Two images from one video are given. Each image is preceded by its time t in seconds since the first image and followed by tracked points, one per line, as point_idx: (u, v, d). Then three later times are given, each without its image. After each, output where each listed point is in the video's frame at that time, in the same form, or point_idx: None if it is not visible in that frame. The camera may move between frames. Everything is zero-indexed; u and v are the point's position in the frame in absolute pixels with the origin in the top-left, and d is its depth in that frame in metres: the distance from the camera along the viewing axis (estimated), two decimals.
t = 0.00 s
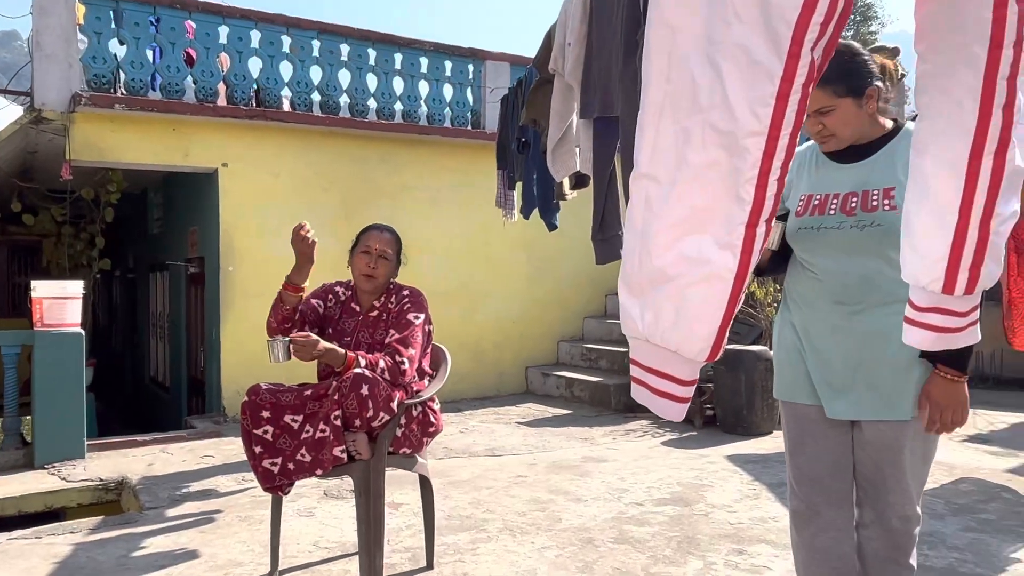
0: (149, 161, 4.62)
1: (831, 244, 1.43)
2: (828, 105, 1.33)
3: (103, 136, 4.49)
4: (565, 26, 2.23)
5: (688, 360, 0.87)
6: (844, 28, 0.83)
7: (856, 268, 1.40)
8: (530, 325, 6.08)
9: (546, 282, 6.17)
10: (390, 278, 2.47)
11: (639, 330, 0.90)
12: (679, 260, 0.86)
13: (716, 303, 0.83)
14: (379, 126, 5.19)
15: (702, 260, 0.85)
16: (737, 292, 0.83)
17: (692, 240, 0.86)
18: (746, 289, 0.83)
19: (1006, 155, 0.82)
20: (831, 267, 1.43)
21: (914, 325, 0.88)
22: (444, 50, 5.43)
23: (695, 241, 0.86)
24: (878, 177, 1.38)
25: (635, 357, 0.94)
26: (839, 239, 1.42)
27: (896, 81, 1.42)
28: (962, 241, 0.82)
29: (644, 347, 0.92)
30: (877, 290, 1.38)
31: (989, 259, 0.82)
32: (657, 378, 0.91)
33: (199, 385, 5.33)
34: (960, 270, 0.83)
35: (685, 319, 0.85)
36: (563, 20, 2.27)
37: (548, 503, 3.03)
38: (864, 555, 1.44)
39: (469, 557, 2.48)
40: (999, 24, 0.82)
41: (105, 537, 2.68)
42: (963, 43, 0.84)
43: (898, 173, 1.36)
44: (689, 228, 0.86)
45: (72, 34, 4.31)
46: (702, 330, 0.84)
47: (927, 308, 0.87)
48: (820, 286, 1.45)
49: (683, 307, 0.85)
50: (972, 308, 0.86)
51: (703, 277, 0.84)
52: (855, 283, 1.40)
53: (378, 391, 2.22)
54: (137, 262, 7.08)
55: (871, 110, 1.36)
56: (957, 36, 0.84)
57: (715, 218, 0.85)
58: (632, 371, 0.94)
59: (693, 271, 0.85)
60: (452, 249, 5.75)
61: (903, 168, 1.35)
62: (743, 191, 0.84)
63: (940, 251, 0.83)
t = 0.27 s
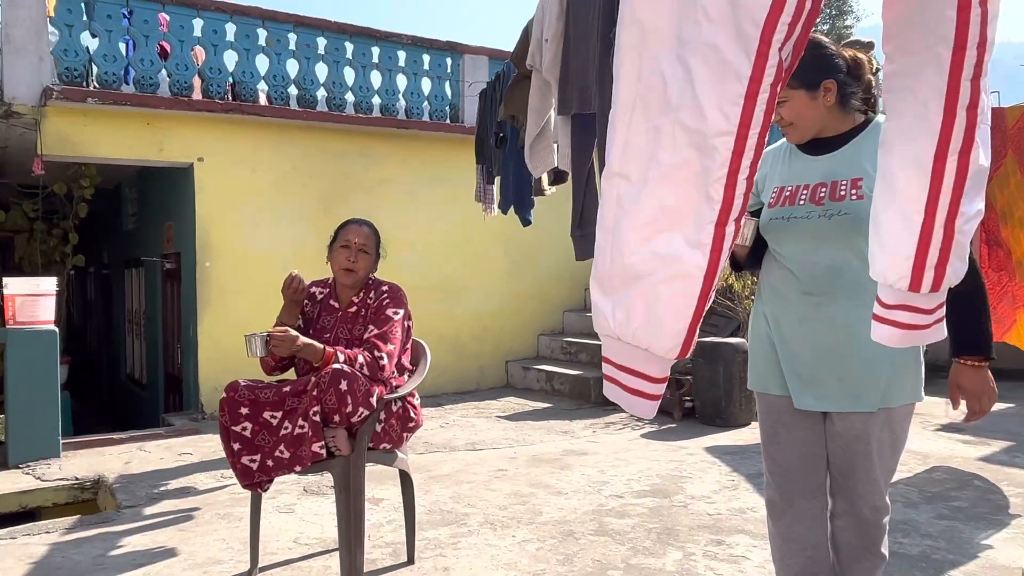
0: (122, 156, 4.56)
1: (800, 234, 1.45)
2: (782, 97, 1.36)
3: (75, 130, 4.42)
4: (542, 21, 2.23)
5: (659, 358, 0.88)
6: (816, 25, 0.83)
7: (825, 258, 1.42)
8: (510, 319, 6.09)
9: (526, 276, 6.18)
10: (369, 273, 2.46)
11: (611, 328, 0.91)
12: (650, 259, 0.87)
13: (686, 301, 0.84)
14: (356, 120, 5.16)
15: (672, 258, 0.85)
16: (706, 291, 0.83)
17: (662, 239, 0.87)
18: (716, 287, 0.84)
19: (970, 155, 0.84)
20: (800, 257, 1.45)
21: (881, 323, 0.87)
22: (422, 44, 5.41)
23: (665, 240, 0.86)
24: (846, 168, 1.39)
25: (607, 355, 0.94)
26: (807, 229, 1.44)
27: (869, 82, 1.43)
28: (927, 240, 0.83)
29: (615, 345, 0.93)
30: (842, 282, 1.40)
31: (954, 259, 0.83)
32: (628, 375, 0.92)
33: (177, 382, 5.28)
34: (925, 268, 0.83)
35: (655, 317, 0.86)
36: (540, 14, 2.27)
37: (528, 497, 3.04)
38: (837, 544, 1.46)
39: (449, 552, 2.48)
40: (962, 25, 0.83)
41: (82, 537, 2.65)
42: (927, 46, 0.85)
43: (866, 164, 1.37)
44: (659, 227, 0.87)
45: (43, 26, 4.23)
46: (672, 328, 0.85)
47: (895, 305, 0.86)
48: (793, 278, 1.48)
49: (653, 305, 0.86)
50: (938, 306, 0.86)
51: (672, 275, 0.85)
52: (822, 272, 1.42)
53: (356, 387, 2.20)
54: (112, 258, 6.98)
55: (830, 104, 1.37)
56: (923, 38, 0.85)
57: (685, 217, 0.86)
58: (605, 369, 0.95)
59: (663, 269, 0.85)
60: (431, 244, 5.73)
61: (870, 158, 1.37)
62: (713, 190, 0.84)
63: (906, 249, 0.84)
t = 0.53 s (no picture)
0: (103, 149, 4.51)
1: (786, 228, 1.46)
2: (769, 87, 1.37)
3: (55, 124, 4.36)
4: (528, 13, 2.23)
5: (645, 348, 0.89)
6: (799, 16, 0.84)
7: (809, 250, 1.43)
8: (496, 313, 6.09)
9: (511, 270, 6.18)
10: (355, 267, 2.46)
11: (596, 317, 0.91)
12: (635, 248, 0.87)
13: (670, 289, 0.85)
14: (340, 114, 5.13)
15: (657, 247, 0.86)
16: (691, 279, 0.84)
17: (647, 228, 0.87)
18: (700, 277, 0.84)
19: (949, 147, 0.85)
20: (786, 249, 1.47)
21: (861, 312, 0.90)
22: (406, 36, 5.38)
23: (650, 229, 0.87)
24: (832, 161, 1.41)
25: (592, 344, 0.95)
26: (792, 222, 1.45)
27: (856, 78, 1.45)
28: (909, 229, 0.85)
29: (600, 334, 0.93)
30: (828, 274, 1.42)
31: (933, 250, 0.85)
32: (612, 364, 0.93)
33: (160, 377, 5.24)
34: (905, 258, 0.85)
35: (640, 306, 0.87)
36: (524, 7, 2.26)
37: (515, 489, 3.06)
38: (822, 538, 1.48)
39: (437, 544, 2.49)
40: (945, 17, 0.84)
41: (67, 534, 2.64)
42: (910, 36, 0.86)
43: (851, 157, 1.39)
44: (645, 217, 0.88)
45: (21, 19, 4.16)
46: (657, 316, 0.86)
47: (874, 295, 0.89)
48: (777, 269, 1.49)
49: (638, 293, 0.87)
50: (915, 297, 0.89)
51: (657, 264, 0.86)
52: (806, 265, 1.44)
53: (344, 381, 2.20)
54: (94, 253, 6.91)
55: (817, 95, 1.39)
56: (907, 28, 0.86)
57: (670, 206, 0.86)
58: (590, 359, 0.96)
59: (648, 258, 0.86)
60: (416, 237, 5.72)
61: (855, 152, 1.39)
62: (697, 180, 0.85)
63: (887, 240, 0.86)
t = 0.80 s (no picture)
0: (87, 141, 4.46)
1: (779, 222, 1.48)
2: (767, 75, 1.37)
3: (38, 115, 4.32)
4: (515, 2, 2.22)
5: (636, 335, 0.90)
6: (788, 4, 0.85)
7: (803, 246, 1.46)
8: (485, 304, 6.10)
9: (499, 260, 6.19)
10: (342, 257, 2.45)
11: (588, 304, 0.93)
12: (627, 235, 0.88)
13: (662, 276, 0.86)
14: (326, 104, 5.10)
15: (649, 233, 0.87)
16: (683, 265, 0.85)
17: (639, 215, 0.88)
18: (691, 264, 0.86)
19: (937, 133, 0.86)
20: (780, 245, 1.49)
21: (850, 297, 0.93)
22: (392, 26, 5.35)
23: (641, 216, 0.88)
24: (825, 155, 1.41)
25: (583, 331, 0.96)
26: (785, 218, 1.47)
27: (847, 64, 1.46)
28: (897, 216, 0.87)
29: (591, 321, 0.95)
30: (822, 267, 1.45)
31: (921, 236, 0.87)
32: (603, 351, 0.94)
33: (147, 370, 5.21)
34: (893, 244, 0.87)
35: (632, 292, 0.88)
36: None
37: (503, 478, 3.07)
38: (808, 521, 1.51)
39: (426, 534, 2.50)
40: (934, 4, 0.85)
41: (55, 526, 2.63)
42: (899, 24, 0.87)
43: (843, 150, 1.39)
44: (637, 203, 0.89)
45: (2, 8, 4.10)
46: (648, 303, 0.87)
47: (862, 280, 0.92)
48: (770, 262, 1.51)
49: (630, 280, 0.88)
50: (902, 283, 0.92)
51: (649, 251, 0.87)
52: (801, 260, 1.46)
53: (333, 372, 2.20)
54: (78, 245, 6.85)
55: (813, 85, 1.39)
56: (895, 15, 0.87)
57: (661, 193, 0.87)
58: (581, 345, 0.97)
59: (640, 244, 0.87)
60: (403, 229, 5.71)
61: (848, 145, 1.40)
62: (689, 167, 0.86)
63: (876, 227, 0.88)
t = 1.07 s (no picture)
0: (70, 129, 4.41)
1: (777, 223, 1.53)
2: (798, 78, 1.38)
3: (19, 103, 4.26)
4: None
5: (629, 323, 0.90)
6: None
7: (803, 247, 1.52)
8: (473, 293, 6.10)
9: (487, 250, 6.18)
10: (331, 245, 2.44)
11: (580, 292, 0.92)
12: (620, 223, 0.89)
13: (655, 264, 0.87)
14: (313, 93, 5.07)
15: (641, 222, 0.88)
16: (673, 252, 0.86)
17: (630, 201, 0.89)
18: (684, 251, 0.86)
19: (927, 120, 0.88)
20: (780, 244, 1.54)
21: (844, 284, 0.96)
22: (379, 14, 5.31)
23: (634, 205, 0.88)
24: (822, 157, 1.47)
25: (575, 320, 0.96)
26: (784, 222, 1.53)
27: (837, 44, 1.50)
28: (889, 204, 0.89)
29: (584, 310, 0.94)
30: (820, 264, 1.52)
31: (910, 224, 0.90)
32: (596, 340, 0.94)
33: (133, 360, 5.18)
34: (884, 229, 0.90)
35: (624, 281, 0.88)
36: None
37: (492, 466, 3.08)
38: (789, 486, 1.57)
39: (415, 522, 2.51)
40: None
41: (41, 518, 2.61)
42: (890, 12, 0.88)
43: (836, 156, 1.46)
44: (628, 193, 0.89)
45: None
46: (639, 291, 0.88)
47: (853, 267, 0.96)
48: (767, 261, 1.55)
49: (622, 269, 0.88)
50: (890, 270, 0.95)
51: (641, 239, 0.87)
52: (803, 261, 1.52)
53: (321, 362, 2.19)
54: (61, 235, 6.77)
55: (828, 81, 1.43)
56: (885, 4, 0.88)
57: (654, 181, 0.88)
58: (574, 334, 0.96)
59: (632, 232, 0.88)
60: (391, 218, 5.69)
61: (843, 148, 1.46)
62: (681, 155, 0.86)
63: (868, 215, 0.90)
